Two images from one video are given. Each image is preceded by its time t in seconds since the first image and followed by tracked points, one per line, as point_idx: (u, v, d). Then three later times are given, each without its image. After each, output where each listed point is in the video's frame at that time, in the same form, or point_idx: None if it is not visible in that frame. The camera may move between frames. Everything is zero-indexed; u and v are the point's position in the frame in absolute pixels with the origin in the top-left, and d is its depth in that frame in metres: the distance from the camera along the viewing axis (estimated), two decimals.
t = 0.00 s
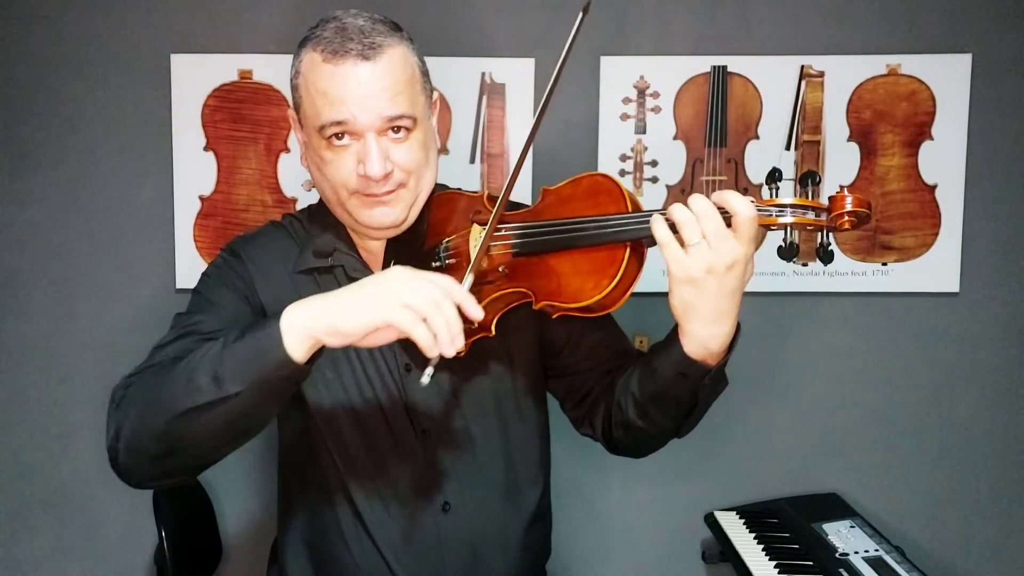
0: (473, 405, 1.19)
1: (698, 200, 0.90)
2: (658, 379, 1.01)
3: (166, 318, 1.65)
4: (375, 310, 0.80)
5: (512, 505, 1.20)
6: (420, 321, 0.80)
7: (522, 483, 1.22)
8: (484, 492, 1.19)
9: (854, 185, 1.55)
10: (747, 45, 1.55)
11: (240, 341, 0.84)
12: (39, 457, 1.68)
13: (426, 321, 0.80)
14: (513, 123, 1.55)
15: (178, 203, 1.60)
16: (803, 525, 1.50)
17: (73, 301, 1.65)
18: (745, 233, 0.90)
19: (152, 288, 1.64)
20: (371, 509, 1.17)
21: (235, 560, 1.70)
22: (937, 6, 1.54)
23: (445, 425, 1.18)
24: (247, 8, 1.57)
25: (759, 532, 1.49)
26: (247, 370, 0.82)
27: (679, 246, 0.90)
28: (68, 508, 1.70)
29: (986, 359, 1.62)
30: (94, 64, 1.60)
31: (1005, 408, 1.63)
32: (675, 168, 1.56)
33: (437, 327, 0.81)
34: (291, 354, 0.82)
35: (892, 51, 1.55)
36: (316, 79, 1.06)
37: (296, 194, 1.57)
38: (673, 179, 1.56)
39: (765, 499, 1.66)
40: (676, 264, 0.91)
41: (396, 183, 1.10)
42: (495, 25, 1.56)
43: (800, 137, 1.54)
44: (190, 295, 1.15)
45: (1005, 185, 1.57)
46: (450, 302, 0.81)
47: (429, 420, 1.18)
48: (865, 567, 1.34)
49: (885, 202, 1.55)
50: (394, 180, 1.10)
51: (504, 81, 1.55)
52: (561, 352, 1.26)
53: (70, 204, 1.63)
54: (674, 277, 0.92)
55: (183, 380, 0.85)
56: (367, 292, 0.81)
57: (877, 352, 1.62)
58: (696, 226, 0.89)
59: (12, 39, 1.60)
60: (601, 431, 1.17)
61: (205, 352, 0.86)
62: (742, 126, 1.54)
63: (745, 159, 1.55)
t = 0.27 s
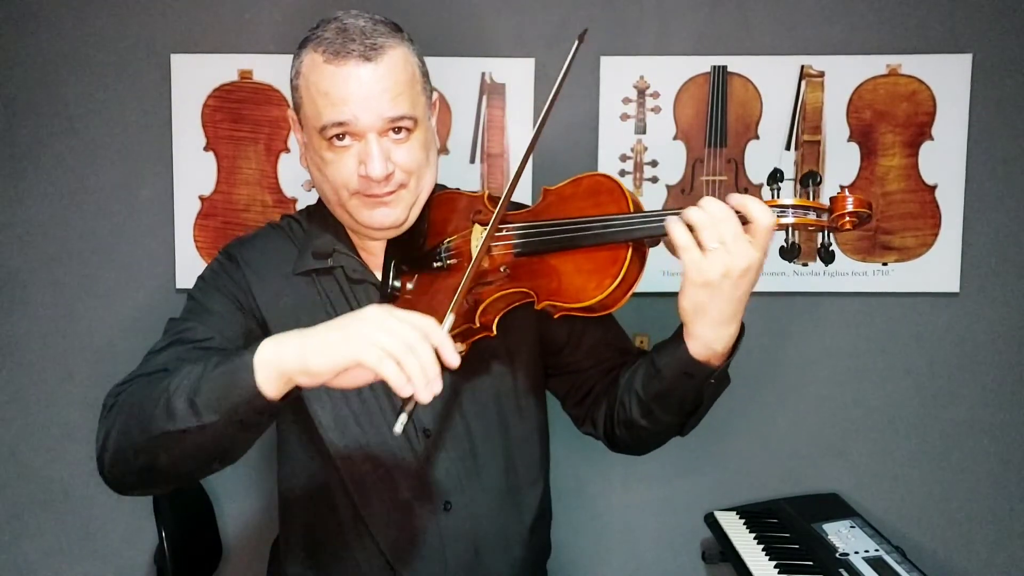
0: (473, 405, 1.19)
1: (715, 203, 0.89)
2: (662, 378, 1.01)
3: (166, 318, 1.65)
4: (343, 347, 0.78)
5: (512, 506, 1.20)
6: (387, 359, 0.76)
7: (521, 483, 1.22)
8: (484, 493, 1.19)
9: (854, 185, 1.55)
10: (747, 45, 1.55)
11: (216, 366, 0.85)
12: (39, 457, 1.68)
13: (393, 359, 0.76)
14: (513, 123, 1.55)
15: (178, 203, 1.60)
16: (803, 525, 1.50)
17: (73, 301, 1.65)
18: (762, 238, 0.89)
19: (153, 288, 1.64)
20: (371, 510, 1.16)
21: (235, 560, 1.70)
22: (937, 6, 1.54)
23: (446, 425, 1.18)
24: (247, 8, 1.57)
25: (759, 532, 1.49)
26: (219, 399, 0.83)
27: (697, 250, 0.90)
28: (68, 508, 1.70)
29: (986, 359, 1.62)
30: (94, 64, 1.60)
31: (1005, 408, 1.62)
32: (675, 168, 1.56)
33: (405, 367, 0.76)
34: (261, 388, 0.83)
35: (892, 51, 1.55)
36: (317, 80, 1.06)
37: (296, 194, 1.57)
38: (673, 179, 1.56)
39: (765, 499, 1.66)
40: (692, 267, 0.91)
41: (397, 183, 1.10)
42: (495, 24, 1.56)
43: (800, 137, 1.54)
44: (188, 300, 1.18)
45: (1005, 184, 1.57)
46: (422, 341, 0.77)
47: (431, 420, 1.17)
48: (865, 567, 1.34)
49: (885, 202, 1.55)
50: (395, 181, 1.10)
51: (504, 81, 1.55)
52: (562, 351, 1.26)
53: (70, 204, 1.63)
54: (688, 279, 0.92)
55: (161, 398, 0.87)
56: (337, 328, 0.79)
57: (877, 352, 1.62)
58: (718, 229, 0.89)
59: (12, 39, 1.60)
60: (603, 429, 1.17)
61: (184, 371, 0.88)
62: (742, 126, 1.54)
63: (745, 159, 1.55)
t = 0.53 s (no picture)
0: (473, 406, 1.20)
1: (705, 203, 0.90)
2: (662, 377, 1.01)
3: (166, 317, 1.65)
4: (316, 392, 0.77)
5: (512, 506, 1.20)
6: (358, 406, 0.75)
7: (521, 484, 1.22)
8: (484, 493, 1.19)
9: (854, 185, 1.55)
10: (747, 45, 1.55)
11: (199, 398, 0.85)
12: (40, 457, 1.68)
13: (362, 407, 0.75)
14: (513, 123, 1.55)
15: (178, 203, 1.60)
16: (803, 525, 1.50)
17: (74, 301, 1.65)
18: (755, 236, 0.89)
19: (153, 287, 1.64)
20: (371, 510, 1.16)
21: (235, 561, 1.70)
22: (937, 6, 1.54)
23: (445, 425, 1.18)
24: (248, 8, 1.57)
25: (759, 532, 1.49)
26: (197, 433, 0.84)
27: (689, 250, 0.90)
28: (68, 508, 1.70)
29: (985, 358, 1.61)
30: (94, 64, 1.60)
31: (1005, 407, 1.62)
32: (675, 169, 1.56)
33: (376, 416, 0.75)
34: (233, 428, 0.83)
35: (892, 51, 1.55)
36: (319, 81, 1.06)
37: (296, 194, 1.57)
38: (673, 179, 1.56)
39: (765, 498, 1.66)
40: (684, 268, 0.91)
41: (398, 184, 1.10)
42: (495, 25, 1.56)
43: (800, 137, 1.54)
44: (185, 300, 1.19)
45: (1005, 184, 1.57)
46: (395, 391, 0.75)
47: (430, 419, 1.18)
48: (865, 567, 1.34)
49: (885, 203, 1.55)
50: (396, 181, 1.10)
51: (504, 81, 1.55)
52: (562, 351, 1.26)
53: (70, 204, 1.63)
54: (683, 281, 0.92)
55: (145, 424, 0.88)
56: (312, 373, 0.78)
57: (877, 352, 1.62)
58: (709, 229, 0.89)
59: (12, 39, 1.60)
60: (603, 429, 1.17)
61: (168, 398, 0.88)
62: (742, 126, 1.54)
63: (745, 159, 1.55)
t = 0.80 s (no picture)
0: (473, 405, 1.20)
1: (700, 202, 0.90)
2: (663, 375, 1.01)
3: (166, 317, 1.65)
4: (285, 437, 0.77)
5: (511, 505, 1.21)
6: (326, 451, 0.75)
7: (521, 483, 1.22)
8: (484, 493, 1.19)
9: (854, 185, 1.55)
10: (747, 45, 1.55)
11: (183, 426, 0.87)
12: (40, 456, 1.69)
13: (331, 454, 0.75)
14: (513, 123, 1.55)
15: (178, 203, 1.60)
16: (803, 525, 1.50)
17: (74, 300, 1.65)
18: (749, 234, 0.89)
19: (153, 287, 1.64)
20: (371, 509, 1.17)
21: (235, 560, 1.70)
22: (937, 6, 1.54)
23: (445, 424, 1.18)
24: (248, 8, 1.57)
25: (759, 532, 1.49)
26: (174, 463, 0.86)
27: (684, 249, 0.90)
28: (69, 508, 1.70)
29: (986, 358, 1.61)
30: (94, 64, 1.60)
31: (1005, 407, 1.62)
32: (674, 169, 1.56)
33: (345, 461, 0.75)
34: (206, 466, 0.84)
35: (892, 51, 1.55)
36: (320, 81, 1.06)
37: (296, 194, 1.58)
38: (673, 179, 1.56)
39: (765, 498, 1.66)
40: (680, 267, 0.91)
41: (398, 184, 1.10)
42: (495, 25, 1.56)
43: (800, 137, 1.54)
44: (184, 300, 1.20)
45: (1005, 184, 1.57)
46: (364, 436, 0.76)
47: (429, 418, 1.18)
48: (864, 567, 1.34)
49: (885, 202, 1.55)
50: (396, 182, 1.10)
51: (504, 81, 1.55)
52: (561, 350, 1.26)
53: (71, 204, 1.63)
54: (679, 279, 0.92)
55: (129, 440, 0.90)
56: (282, 419, 0.79)
57: (877, 352, 1.62)
58: (704, 228, 0.89)
59: (12, 39, 1.60)
60: (603, 428, 1.17)
61: (151, 420, 0.90)
62: (742, 126, 1.54)
63: (745, 160, 1.55)
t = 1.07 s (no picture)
0: (473, 405, 1.20)
1: (709, 204, 0.90)
2: (663, 375, 1.01)
3: (166, 317, 1.65)
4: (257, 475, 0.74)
5: (511, 506, 1.21)
6: (298, 489, 0.72)
7: (521, 483, 1.22)
8: (484, 493, 1.19)
9: (854, 185, 1.55)
10: (747, 45, 1.55)
11: (166, 454, 0.85)
12: (40, 456, 1.69)
13: (304, 492, 0.72)
14: (513, 123, 1.55)
15: (178, 203, 1.60)
16: (803, 525, 1.50)
17: (74, 300, 1.65)
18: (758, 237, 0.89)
19: (153, 287, 1.64)
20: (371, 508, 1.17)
21: (235, 560, 1.70)
22: (937, 6, 1.54)
23: (444, 424, 1.19)
24: (248, 8, 1.57)
25: (759, 532, 1.49)
26: (158, 486, 0.83)
27: (695, 250, 0.91)
28: (69, 508, 1.70)
29: (986, 358, 1.61)
30: (94, 64, 1.60)
31: (1005, 407, 1.62)
32: (674, 169, 1.56)
33: (318, 500, 0.72)
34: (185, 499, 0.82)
35: (892, 51, 1.55)
36: (322, 82, 1.06)
37: (296, 194, 1.58)
38: (673, 179, 1.56)
39: (765, 498, 1.66)
40: (690, 267, 0.91)
41: (399, 185, 1.10)
42: (495, 24, 1.56)
43: (800, 137, 1.54)
44: (183, 299, 1.20)
45: (1005, 184, 1.57)
46: (340, 473, 0.73)
47: (429, 418, 1.18)
48: (865, 567, 1.34)
49: (885, 202, 1.55)
50: (397, 182, 1.10)
51: (504, 81, 1.55)
52: (561, 350, 1.26)
53: (71, 204, 1.63)
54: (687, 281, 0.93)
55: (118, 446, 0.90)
56: (258, 455, 0.77)
57: (877, 352, 1.62)
58: (713, 230, 0.89)
59: (12, 39, 1.60)
60: (603, 428, 1.17)
61: (140, 441, 0.88)
62: (742, 126, 1.54)
63: (745, 159, 1.55)
